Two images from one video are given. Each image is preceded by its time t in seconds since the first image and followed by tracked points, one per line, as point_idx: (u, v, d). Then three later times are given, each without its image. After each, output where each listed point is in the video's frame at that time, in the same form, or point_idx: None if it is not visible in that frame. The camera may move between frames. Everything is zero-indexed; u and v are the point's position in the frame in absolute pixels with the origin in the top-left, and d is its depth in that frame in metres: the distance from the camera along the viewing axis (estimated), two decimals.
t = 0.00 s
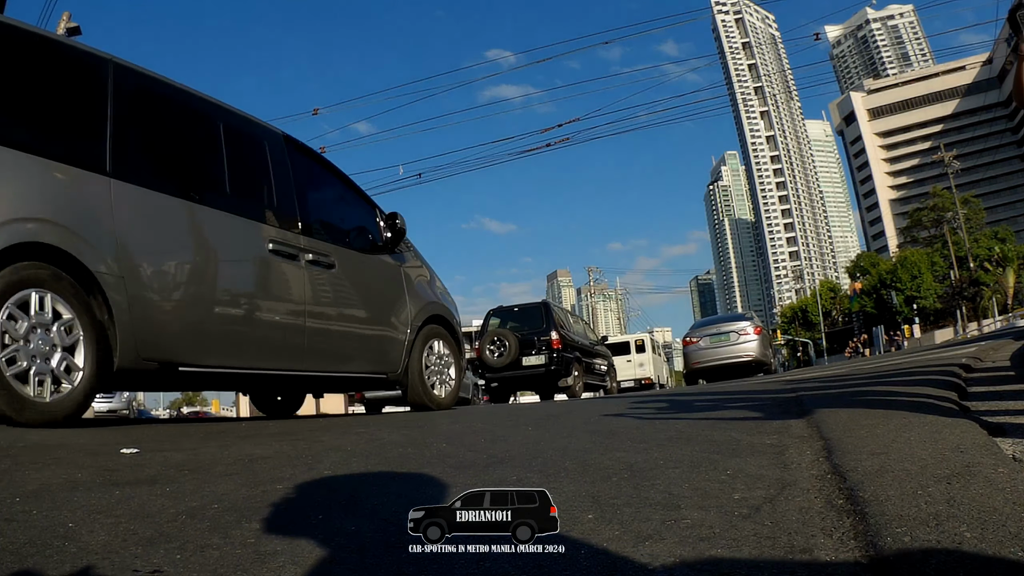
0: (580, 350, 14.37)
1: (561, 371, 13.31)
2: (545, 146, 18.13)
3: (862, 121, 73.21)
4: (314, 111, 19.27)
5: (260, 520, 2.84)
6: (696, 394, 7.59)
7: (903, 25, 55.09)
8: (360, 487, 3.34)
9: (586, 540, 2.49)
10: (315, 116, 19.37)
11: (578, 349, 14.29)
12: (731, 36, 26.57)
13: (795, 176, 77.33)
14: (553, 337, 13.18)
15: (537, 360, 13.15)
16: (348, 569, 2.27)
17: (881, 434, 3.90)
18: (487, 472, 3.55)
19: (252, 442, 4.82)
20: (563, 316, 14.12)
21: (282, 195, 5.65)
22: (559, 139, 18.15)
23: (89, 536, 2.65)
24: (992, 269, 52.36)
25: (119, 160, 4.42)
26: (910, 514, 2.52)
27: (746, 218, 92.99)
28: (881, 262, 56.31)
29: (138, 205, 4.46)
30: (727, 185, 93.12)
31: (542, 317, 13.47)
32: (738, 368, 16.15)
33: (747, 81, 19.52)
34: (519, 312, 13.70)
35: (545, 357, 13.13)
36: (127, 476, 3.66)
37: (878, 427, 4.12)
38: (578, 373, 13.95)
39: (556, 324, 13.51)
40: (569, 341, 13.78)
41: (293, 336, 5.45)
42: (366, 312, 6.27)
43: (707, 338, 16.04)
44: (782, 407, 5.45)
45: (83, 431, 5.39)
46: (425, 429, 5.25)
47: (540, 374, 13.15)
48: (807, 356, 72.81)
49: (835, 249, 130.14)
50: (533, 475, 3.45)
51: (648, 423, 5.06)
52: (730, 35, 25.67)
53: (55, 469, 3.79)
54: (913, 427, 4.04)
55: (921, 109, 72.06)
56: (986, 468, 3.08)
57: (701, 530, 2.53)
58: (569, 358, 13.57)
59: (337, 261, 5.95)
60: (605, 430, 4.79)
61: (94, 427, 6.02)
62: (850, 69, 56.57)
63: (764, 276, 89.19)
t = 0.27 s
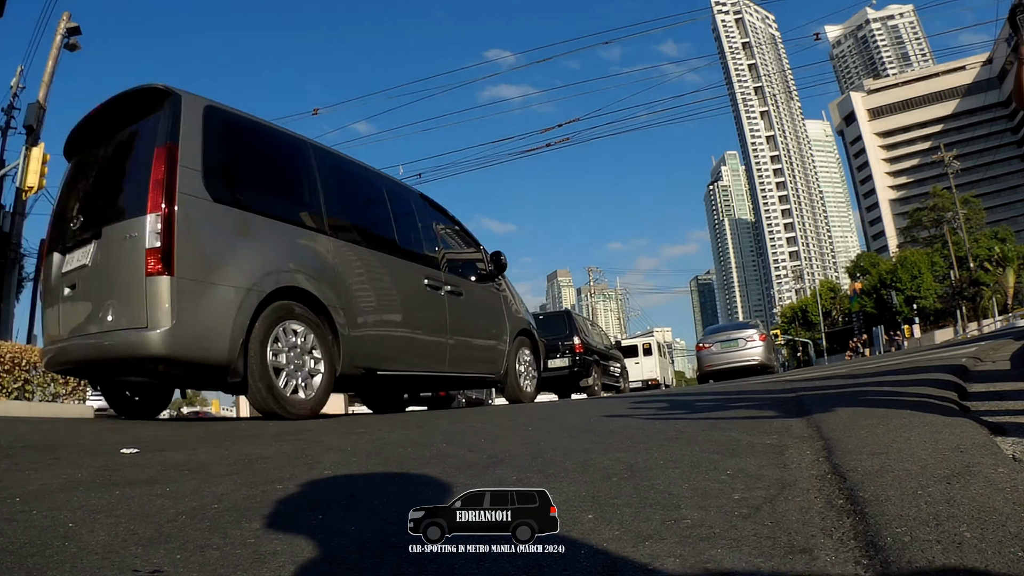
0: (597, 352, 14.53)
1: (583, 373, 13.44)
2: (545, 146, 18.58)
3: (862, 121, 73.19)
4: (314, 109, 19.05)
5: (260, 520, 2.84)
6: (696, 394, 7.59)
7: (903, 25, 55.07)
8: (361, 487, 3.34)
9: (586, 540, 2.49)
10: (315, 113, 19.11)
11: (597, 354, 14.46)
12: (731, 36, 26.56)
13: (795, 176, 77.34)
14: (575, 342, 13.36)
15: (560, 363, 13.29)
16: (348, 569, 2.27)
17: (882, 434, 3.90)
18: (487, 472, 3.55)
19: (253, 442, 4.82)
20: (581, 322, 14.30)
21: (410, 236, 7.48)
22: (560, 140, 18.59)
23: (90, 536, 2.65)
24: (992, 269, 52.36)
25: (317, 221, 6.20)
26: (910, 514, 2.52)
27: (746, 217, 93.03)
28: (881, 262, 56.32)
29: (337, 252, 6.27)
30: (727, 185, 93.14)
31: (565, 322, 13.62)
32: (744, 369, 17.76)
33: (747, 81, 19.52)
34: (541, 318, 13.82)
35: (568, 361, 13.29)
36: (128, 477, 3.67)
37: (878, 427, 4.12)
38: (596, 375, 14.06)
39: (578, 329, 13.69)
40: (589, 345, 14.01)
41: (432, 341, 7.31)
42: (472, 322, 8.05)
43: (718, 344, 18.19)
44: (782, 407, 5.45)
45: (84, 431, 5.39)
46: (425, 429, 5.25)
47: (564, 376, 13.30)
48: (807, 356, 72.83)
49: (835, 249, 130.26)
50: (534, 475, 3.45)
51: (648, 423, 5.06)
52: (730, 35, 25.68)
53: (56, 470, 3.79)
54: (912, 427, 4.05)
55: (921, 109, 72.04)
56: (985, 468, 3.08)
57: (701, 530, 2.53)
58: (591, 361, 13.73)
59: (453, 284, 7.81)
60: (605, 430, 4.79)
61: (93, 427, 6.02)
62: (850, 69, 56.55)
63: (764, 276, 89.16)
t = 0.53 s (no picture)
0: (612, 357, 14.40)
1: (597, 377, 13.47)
2: (545, 146, 17.45)
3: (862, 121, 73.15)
4: (314, 111, 18.73)
5: (260, 520, 2.84)
6: (695, 394, 7.60)
7: (903, 26, 55.06)
8: (360, 487, 3.34)
9: (586, 540, 2.48)
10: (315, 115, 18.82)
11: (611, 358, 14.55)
12: (731, 36, 26.55)
13: (795, 176, 77.35)
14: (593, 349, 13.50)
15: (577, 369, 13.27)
16: (348, 569, 2.27)
17: (882, 434, 3.90)
18: (487, 472, 3.55)
19: (253, 441, 4.82)
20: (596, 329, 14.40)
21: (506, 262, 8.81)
22: (560, 140, 17.43)
23: (90, 536, 2.65)
24: (992, 269, 52.36)
25: (451, 259, 7.53)
26: (910, 514, 2.52)
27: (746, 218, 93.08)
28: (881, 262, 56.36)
29: (467, 283, 7.63)
30: (727, 185, 93.21)
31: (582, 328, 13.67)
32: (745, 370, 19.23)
33: (748, 81, 19.49)
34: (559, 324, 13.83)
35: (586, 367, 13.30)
36: (128, 477, 3.66)
37: (878, 427, 4.12)
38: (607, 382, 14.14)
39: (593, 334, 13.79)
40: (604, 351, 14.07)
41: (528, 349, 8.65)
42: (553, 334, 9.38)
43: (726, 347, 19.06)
44: (783, 407, 5.45)
45: (84, 430, 5.40)
46: (426, 429, 5.26)
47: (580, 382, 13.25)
48: (807, 356, 72.83)
49: (834, 249, 130.58)
50: (534, 475, 3.45)
51: (648, 423, 5.06)
52: (730, 35, 25.66)
53: (55, 470, 3.79)
54: (913, 427, 4.04)
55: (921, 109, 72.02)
56: (986, 468, 3.08)
57: (701, 530, 2.53)
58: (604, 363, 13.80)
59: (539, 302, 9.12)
60: (604, 430, 4.78)
61: (93, 427, 6.02)
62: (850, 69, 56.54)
63: (764, 276, 89.12)
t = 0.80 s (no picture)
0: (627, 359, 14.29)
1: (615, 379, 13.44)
2: (544, 146, 16.81)
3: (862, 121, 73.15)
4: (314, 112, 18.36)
5: (260, 520, 2.84)
6: (695, 394, 7.60)
7: (903, 26, 55.05)
8: (360, 487, 3.34)
9: (586, 540, 2.48)
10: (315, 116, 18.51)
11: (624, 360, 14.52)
12: (731, 36, 26.56)
13: (795, 176, 77.37)
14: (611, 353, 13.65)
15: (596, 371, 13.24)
16: (348, 569, 2.27)
17: (882, 434, 3.90)
18: (487, 472, 3.55)
19: (253, 441, 4.83)
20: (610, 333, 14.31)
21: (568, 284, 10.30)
22: (560, 140, 16.80)
23: (90, 536, 2.65)
24: (992, 269, 52.39)
25: (536, 286, 9.07)
26: (910, 514, 2.52)
27: (746, 217, 93.16)
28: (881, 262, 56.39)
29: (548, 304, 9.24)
30: (727, 185, 93.30)
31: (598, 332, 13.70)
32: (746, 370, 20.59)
33: (748, 81, 19.49)
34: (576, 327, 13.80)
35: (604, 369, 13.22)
36: (128, 477, 3.66)
37: (878, 427, 4.12)
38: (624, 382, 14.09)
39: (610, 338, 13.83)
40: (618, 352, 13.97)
41: (586, 356, 10.23)
42: (603, 343, 10.94)
43: (733, 352, 20.16)
44: (783, 407, 5.45)
45: (85, 430, 5.40)
46: (426, 429, 5.26)
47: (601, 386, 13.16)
48: (807, 356, 72.85)
49: (834, 249, 130.74)
50: (533, 475, 3.45)
51: (648, 423, 5.06)
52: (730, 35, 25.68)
53: (55, 470, 3.79)
54: (913, 427, 4.04)
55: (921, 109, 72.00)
56: (985, 468, 3.08)
57: (701, 530, 2.53)
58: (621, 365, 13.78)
59: (594, 315, 10.71)
60: (604, 430, 4.79)
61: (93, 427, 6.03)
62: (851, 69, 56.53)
63: (764, 276, 89.10)
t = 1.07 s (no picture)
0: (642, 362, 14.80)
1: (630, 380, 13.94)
2: (544, 146, 16.78)
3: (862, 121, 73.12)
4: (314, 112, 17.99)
5: (260, 520, 2.84)
6: (696, 394, 7.60)
7: (903, 26, 55.01)
8: (361, 487, 3.34)
9: (586, 540, 2.48)
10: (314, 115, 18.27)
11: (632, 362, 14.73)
12: (731, 36, 26.57)
13: (795, 176, 77.36)
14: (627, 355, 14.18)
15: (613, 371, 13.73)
16: (348, 569, 2.27)
17: (882, 434, 3.89)
18: (487, 472, 3.54)
19: (254, 441, 4.83)
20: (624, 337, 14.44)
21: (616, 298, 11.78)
22: (559, 140, 16.75)
23: (89, 536, 2.65)
24: (992, 269, 52.39)
25: (590, 300, 10.54)
26: (910, 514, 2.52)
27: (746, 217, 93.18)
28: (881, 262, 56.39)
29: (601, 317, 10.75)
30: (727, 185, 93.32)
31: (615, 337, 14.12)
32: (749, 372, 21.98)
33: (748, 81, 19.48)
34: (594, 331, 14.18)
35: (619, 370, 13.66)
36: (128, 477, 3.66)
37: (878, 427, 4.12)
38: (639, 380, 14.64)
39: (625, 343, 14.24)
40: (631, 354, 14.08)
41: (627, 359, 11.78)
42: (638, 346, 12.50)
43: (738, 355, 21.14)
44: (783, 408, 5.44)
45: (85, 431, 5.40)
46: (425, 429, 5.26)
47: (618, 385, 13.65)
48: (807, 356, 72.81)
49: (834, 249, 130.71)
50: (533, 475, 3.45)
51: (648, 423, 5.05)
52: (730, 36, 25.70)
53: (55, 470, 3.79)
54: (913, 427, 4.04)
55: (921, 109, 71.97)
56: (986, 468, 3.08)
57: (701, 530, 2.53)
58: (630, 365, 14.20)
59: (632, 323, 12.23)
60: (604, 430, 4.78)
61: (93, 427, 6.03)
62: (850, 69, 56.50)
63: (764, 276, 89.11)
